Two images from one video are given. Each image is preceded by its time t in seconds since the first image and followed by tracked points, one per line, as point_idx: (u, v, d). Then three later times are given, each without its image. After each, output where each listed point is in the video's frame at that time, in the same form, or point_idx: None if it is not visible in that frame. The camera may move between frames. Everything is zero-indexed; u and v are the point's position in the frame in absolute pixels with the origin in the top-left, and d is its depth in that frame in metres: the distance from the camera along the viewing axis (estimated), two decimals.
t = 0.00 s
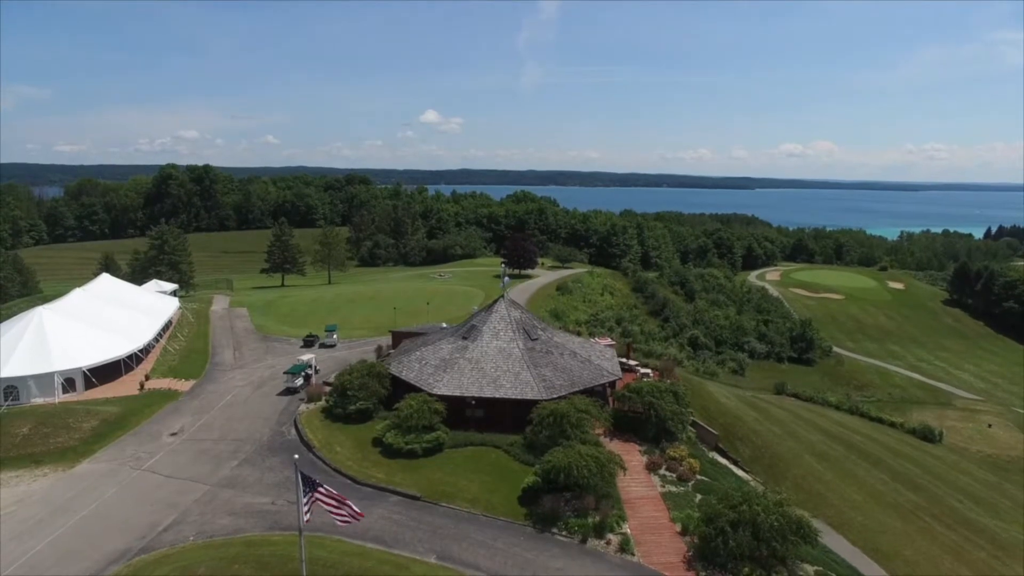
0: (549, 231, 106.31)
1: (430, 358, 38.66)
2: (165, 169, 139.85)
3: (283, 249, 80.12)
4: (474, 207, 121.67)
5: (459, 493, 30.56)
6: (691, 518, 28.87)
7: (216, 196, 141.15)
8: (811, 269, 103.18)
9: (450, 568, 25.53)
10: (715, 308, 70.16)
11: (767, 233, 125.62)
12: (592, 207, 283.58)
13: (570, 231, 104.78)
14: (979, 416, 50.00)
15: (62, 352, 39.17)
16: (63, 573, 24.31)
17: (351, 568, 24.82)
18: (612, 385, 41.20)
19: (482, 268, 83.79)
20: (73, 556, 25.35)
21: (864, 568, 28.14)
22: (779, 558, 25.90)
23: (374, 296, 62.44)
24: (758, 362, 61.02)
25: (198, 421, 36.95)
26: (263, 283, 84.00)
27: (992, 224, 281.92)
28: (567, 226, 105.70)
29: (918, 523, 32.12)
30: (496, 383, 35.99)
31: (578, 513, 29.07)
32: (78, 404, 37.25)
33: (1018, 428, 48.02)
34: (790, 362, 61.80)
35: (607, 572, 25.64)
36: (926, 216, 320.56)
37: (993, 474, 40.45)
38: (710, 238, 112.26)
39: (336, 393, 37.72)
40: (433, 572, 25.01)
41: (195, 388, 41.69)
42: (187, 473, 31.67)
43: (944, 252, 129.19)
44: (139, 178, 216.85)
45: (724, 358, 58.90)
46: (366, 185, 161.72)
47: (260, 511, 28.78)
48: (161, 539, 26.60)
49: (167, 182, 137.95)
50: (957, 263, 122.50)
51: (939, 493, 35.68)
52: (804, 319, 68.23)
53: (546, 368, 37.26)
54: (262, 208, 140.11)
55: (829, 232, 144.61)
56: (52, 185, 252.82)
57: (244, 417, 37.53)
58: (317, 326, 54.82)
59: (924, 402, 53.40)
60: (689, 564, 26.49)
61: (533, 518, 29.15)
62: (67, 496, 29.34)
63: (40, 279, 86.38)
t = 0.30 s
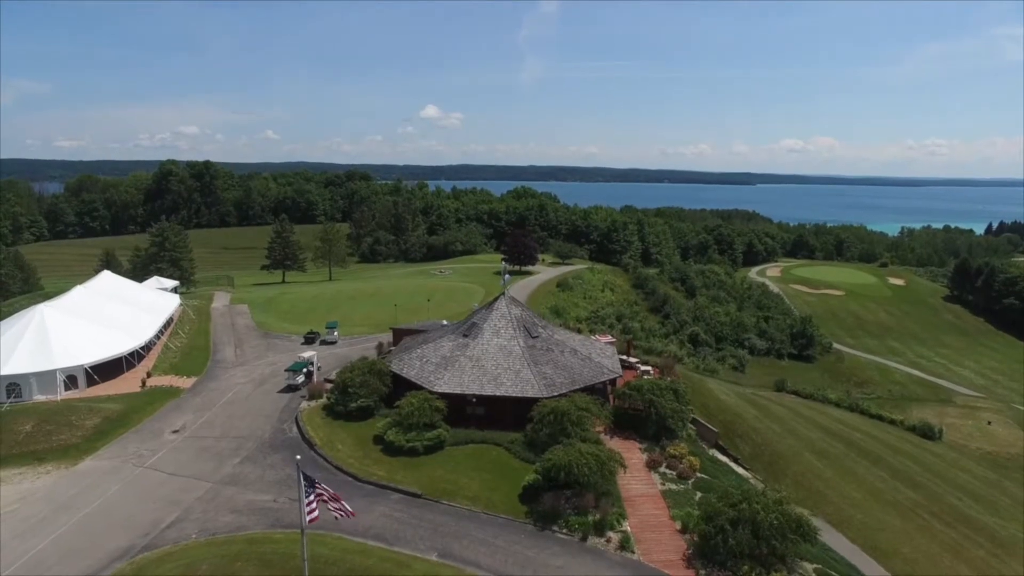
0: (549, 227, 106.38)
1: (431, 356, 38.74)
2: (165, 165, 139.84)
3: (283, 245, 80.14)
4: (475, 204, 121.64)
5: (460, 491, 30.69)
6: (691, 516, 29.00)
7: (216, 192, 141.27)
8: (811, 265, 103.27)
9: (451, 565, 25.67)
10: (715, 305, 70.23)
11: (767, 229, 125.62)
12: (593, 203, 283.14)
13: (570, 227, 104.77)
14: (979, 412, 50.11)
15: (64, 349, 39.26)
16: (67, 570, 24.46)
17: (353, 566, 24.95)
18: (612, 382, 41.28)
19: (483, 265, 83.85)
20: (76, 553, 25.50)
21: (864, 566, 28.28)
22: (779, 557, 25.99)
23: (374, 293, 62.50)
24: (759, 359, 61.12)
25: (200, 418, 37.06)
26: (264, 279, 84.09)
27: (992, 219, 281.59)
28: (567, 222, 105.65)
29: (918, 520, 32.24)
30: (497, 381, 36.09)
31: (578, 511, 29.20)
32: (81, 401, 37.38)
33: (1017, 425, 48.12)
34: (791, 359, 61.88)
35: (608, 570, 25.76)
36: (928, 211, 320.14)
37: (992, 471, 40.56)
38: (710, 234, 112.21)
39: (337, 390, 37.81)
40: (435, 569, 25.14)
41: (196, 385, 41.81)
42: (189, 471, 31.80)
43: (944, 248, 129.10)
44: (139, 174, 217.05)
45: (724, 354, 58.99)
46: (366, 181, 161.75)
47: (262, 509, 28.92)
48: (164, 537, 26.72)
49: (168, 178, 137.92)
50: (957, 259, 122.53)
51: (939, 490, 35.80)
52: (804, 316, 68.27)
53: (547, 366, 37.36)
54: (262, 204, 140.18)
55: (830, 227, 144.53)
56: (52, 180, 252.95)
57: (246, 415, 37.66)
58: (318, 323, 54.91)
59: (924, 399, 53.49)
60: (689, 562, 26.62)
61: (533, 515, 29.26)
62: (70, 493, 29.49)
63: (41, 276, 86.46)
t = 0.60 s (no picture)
0: (551, 223, 106.37)
1: (432, 354, 38.84)
2: (166, 160, 139.80)
3: (285, 241, 80.17)
4: (476, 200, 121.56)
5: (462, 489, 30.78)
6: (691, 515, 29.09)
7: (218, 187, 141.35)
8: (813, 261, 103.19)
9: (453, 563, 25.80)
10: (716, 301, 70.23)
11: (769, 226, 125.52)
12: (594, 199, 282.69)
13: (572, 223, 104.72)
14: (980, 410, 50.10)
15: (66, 346, 39.39)
16: (71, 568, 24.62)
17: (355, 564, 25.06)
18: (613, 380, 41.35)
19: (484, 261, 83.86)
20: (81, 550, 25.65)
21: (864, 564, 28.35)
22: (779, 555, 26.08)
23: (376, 289, 62.55)
24: (760, 355, 61.15)
25: (202, 415, 37.19)
26: (265, 276, 84.18)
27: (995, 215, 280.95)
28: (568, 218, 105.54)
29: (918, 519, 32.28)
30: (498, 379, 36.17)
31: (579, 509, 29.26)
32: (83, 398, 37.53)
33: (1019, 422, 48.11)
34: (792, 355, 61.90)
35: (608, 568, 25.86)
36: (931, 207, 319.30)
37: (993, 469, 40.59)
38: (712, 230, 112.06)
39: (339, 388, 37.90)
40: (436, 567, 25.25)
41: (198, 382, 41.93)
42: (192, 468, 31.93)
43: (946, 244, 128.86)
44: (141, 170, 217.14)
45: (725, 351, 59.02)
46: (368, 177, 161.63)
47: (265, 506, 29.05)
48: (167, 535, 26.88)
49: (169, 174, 137.89)
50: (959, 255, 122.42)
51: (938, 488, 35.87)
52: (805, 312, 68.25)
53: (548, 364, 37.42)
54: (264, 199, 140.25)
55: (832, 223, 144.32)
56: (54, 177, 253.16)
57: (248, 412, 37.78)
58: (320, 320, 54.98)
59: (925, 396, 53.47)
60: (689, 560, 26.69)
61: (534, 513, 29.37)
62: (74, 491, 29.64)
63: (43, 272, 86.64)
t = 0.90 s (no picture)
0: (558, 220, 106.27)
1: (440, 351, 38.96)
2: (175, 156, 140.32)
3: (293, 237, 80.41)
4: (484, 196, 121.46)
5: (469, 487, 30.91)
6: (698, 514, 29.11)
7: (226, 183, 141.82)
8: (821, 258, 102.65)
9: (461, 560, 25.93)
10: (724, 298, 70.04)
11: (778, 222, 124.91)
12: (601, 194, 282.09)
13: (580, 219, 104.50)
14: (990, 409, 49.78)
15: (78, 342, 39.71)
16: (84, 561, 24.92)
17: (363, 560, 25.24)
18: (621, 378, 41.36)
19: (492, 257, 83.90)
20: (94, 544, 25.94)
21: (871, 565, 28.29)
22: (786, 555, 26.08)
23: (384, 285, 62.65)
24: (768, 353, 60.99)
25: (212, 411, 37.45)
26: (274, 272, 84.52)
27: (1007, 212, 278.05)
28: (576, 214, 105.34)
29: (926, 519, 32.16)
30: (506, 376, 36.25)
31: (587, 508, 29.32)
32: (95, 394, 37.87)
33: None
34: (800, 353, 61.70)
35: (615, 567, 25.91)
36: (942, 203, 316.69)
37: (1003, 469, 40.36)
38: (720, 226, 111.57)
39: (347, 385, 38.06)
40: (444, 565, 25.40)
41: (208, 378, 42.21)
42: (202, 464, 32.18)
43: (957, 240, 127.73)
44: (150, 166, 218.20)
45: (733, 348, 58.89)
46: (376, 172, 161.85)
47: (274, 502, 29.27)
48: (177, 530, 27.12)
49: (178, 169, 138.50)
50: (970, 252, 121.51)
51: (947, 488, 35.73)
52: (814, 309, 67.96)
53: (555, 362, 37.45)
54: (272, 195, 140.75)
55: (841, 219, 143.36)
56: (64, 172, 254.76)
57: (257, 408, 38.03)
58: (328, 315, 55.20)
59: (934, 394, 53.18)
60: (696, 559, 26.70)
61: (541, 511, 29.45)
62: (86, 486, 29.95)
63: (54, 268, 87.28)
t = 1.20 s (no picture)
0: (565, 216, 106.15)
1: (447, 348, 39.07)
2: (183, 152, 140.89)
3: (300, 233, 80.63)
4: (491, 192, 121.40)
5: (475, 484, 31.04)
6: (703, 513, 29.13)
7: (234, 179, 142.34)
8: (829, 255, 102.17)
9: (467, 558, 26.05)
10: (731, 295, 69.86)
11: (785, 218, 124.38)
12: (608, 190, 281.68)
13: (586, 216, 104.36)
14: (999, 408, 49.48)
15: (87, 338, 40.05)
16: (95, 556, 25.22)
17: (369, 557, 25.43)
18: (627, 376, 41.36)
19: (498, 253, 83.92)
20: (104, 539, 26.23)
21: (877, 564, 28.21)
22: (791, 555, 26.09)
23: (390, 282, 62.80)
24: (774, 350, 60.81)
25: (219, 408, 37.74)
26: (281, 267, 84.81)
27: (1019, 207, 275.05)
28: (583, 210, 105.16)
29: (932, 519, 32.05)
30: (512, 374, 36.33)
31: (592, 506, 29.39)
32: (104, 390, 38.22)
33: None
34: (807, 350, 61.51)
35: (620, 566, 25.97)
36: (951, 199, 314.70)
37: (1011, 469, 40.15)
38: (727, 223, 111.09)
39: (354, 382, 38.23)
40: (449, 562, 25.54)
41: (216, 374, 42.50)
42: (210, 461, 32.44)
43: (967, 237, 126.64)
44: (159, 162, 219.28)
45: (740, 346, 58.75)
46: (383, 168, 162.14)
47: (281, 499, 29.50)
48: (186, 527, 27.39)
49: (186, 165, 139.09)
50: (979, 249, 120.68)
51: (954, 488, 35.58)
52: (821, 306, 67.68)
53: (561, 360, 37.49)
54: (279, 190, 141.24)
55: (850, 216, 142.42)
56: (73, 168, 256.36)
57: (264, 405, 38.28)
58: (335, 312, 55.40)
59: (943, 393, 52.89)
60: (701, 558, 26.71)
61: (547, 509, 29.56)
62: (96, 481, 30.28)
63: (63, 264, 87.89)
